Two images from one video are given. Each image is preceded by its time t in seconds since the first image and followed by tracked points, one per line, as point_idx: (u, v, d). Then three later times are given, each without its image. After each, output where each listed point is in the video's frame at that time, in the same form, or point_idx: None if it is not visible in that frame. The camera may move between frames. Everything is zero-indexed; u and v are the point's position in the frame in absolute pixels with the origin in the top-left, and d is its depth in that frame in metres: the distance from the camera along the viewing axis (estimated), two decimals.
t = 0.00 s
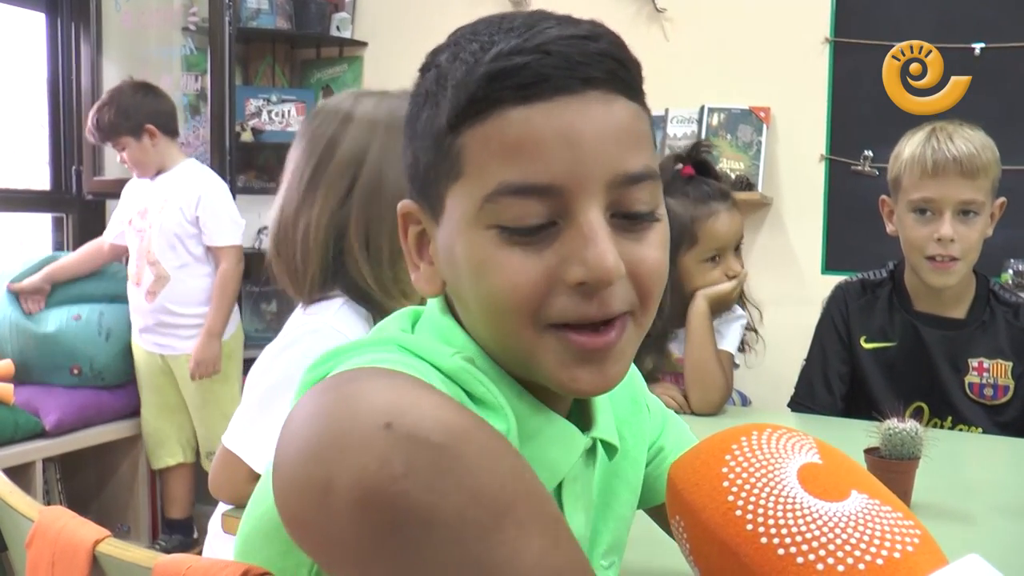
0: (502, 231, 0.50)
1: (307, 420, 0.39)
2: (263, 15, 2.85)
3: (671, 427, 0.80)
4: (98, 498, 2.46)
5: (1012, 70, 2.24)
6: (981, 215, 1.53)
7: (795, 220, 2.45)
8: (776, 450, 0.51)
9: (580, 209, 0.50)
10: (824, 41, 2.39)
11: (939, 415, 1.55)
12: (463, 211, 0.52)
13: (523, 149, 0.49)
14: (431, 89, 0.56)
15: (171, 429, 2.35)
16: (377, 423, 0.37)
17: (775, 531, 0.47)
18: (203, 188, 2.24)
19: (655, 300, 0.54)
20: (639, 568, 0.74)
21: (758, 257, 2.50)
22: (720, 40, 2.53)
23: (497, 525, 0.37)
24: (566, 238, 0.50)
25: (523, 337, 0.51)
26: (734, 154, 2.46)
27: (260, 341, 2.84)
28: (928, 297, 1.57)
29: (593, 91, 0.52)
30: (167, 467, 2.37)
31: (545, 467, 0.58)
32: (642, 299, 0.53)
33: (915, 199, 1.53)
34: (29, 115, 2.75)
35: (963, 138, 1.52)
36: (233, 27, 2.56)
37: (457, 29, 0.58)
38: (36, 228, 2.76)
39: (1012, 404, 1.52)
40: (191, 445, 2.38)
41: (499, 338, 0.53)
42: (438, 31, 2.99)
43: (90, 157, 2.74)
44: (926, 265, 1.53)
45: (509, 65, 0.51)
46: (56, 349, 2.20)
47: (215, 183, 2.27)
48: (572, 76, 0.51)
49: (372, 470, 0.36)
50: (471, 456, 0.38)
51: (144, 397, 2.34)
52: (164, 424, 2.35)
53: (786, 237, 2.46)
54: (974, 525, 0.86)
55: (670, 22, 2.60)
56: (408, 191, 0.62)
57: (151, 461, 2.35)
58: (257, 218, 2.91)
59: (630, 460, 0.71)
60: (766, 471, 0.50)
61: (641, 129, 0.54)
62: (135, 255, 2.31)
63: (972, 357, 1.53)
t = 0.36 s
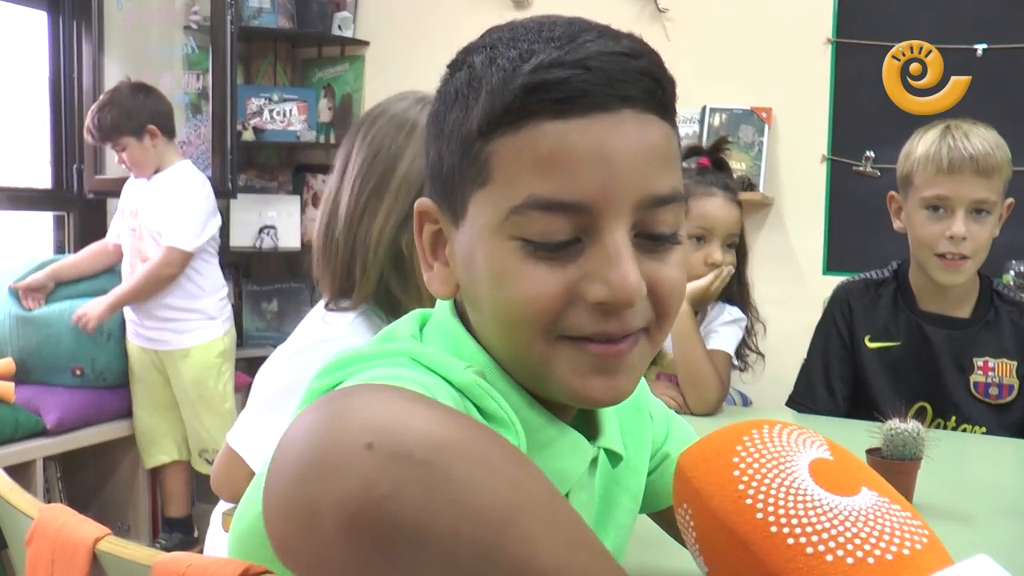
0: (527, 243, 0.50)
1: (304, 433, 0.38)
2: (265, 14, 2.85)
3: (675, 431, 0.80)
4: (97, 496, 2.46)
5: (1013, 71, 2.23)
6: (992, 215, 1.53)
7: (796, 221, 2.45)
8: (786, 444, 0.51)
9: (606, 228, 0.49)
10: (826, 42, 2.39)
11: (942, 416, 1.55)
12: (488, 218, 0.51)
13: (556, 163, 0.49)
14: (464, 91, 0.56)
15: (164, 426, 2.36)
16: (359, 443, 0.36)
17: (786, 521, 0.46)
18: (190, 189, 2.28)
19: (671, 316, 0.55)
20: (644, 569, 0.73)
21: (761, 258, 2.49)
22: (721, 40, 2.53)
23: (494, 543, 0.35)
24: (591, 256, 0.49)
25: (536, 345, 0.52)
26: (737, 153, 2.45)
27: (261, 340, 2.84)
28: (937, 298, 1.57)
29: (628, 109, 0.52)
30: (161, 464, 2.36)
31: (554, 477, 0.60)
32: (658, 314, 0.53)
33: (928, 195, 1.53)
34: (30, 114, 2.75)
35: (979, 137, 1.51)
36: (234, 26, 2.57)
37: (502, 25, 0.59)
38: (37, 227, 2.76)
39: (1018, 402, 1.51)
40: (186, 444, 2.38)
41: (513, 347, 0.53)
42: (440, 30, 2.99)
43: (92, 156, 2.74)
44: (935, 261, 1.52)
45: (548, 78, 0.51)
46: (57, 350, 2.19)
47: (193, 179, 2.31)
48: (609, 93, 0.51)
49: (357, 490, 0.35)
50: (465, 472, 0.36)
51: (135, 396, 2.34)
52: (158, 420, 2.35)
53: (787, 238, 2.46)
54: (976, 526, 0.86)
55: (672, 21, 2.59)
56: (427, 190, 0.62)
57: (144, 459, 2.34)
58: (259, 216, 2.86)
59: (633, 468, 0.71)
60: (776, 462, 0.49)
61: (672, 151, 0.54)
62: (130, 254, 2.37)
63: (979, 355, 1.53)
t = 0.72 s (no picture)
0: (525, 243, 0.49)
1: (279, 446, 0.38)
2: (265, 13, 2.86)
3: (679, 432, 0.80)
4: (98, 496, 2.45)
5: (1013, 70, 2.23)
6: (997, 211, 1.52)
7: (798, 221, 2.45)
8: (780, 447, 0.51)
9: (606, 223, 0.49)
10: (827, 41, 2.38)
11: (946, 415, 1.54)
12: (483, 222, 0.51)
13: (552, 160, 0.49)
14: (450, 94, 0.56)
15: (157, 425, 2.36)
16: (330, 460, 0.35)
17: (780, 528, 0.45)
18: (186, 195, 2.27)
19: (674, 312, 0.54)
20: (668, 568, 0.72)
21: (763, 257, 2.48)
22: (722, 39, 2.52)
23: (481, 551, 0.35)
24: (591, 252, 0.49)
25: (543, 347, 0.51)
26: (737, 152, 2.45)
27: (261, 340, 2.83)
28: (938, 295, 1.57)
29: (622, 99, 0.52)
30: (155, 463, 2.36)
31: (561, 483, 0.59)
32: (661, 309, 0.53)
33: (933, 190, 1.52)
34: (31, 114, 2.75)
35: (985, 133, 1.52)
36: (234, 26, 2.56)
37: (486, 25, 0.58)
38: (37, 227, 2.76)
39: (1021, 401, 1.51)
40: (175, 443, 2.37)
41: (514, 351, 0.52)
42: (441, 29, 2.98)
43: (92, 157, 2.74)
44: (940, 257, 1.51)
45: (539, 74, 0.50)
46: (62, 348, 2.21)
47: (182, 175, 2.30)
48: (601, 85, 0.51)
49: (331, 513, 0.34)
50: (446, 481, 0.35)
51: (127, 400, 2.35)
52: (147, 418, 2.35)
53: (788, 237, 2.45)
54: (978, 527, 0.85)
55: (672, 20, 2.58)
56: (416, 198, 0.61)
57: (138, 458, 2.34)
58: (259, 216, 2.87)
59: (640, 473, 0.71)
60: (770, 467, 0.49)
61: (667, 141, 0.54)
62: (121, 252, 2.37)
63: (982, 354, 1.53)
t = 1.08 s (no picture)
0: (519, 234, 0.49)
1: (272, 444, 0.37)
2: (266, 12, 2.86)
3: (679, 429, 0.79)
4: (98, 495, 2.45)
5: (1014, 69, 2.22)
6: (996, 211, 1.51)
7: (799, 220, 2.44)
8: (792, 455, 0.50)
9: (599, 213, 0.49)
10: (827, 40, 2.38)
11: (945, 413, 1.54)
12: (477, 216, 0.51)
13: (544, 151, 0.49)
14: (444, 90, 0.56)
15: (155, 423, 2.35)
16: (329, 451, 0.35)
17: (790, 531, 0.45)
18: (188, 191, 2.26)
19: (672, 306, 0.54)
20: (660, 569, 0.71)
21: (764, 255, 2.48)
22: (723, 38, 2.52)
23: (481, 552, 0.34)
24: (585, 242, 0.49)
25: (544, 342, 0.50)
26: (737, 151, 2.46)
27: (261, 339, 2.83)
28: (936, 295, 1.56)
29: (614, 92, 0.52)
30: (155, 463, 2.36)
31: (559, 478, 0.59)
32: (659, 303, 0.52)
33: (931, 191, 1.51)
34: (31, 113, 2.75)
35: (981, 132, 1.51)
36: (234, 25, 2.56)
37: (477, 23, 0.59)
38: (37, 225, 2.75)
39: (1020, 401, 1.51)
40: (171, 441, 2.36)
41: (512, 344, 0.52)
42: (442, 28, 2.98)
43: (93, 155, 2.73)
44: (941, 260, 1.51)
45: (531, 67, 0.50)
46: (62, 347, 2.22)
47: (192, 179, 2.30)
48: (593, 78, 0.51)
49: (328, 506, 0.34)
50: (441, 475, 0.35)
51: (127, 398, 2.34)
52: (145, 416, 2.34)
53: (788, 236, 2.45)
54: (980, 526, 0.85)
55: (673, 19, 2.58)
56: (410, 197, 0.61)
57: (138, 457, 2.34)
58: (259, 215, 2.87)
59: (639, 470, 0.70)
60: (781, 473, 0.48)
61: (659, 133, 0.54)
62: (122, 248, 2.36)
63: (981, 353, 1.52)
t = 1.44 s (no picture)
0: (514, 228, 0.49)
1: (283, 433, 0.37)
2: (267, 12, 2.84)
3: (678, 427, 0.79)
4: (100, 493, 2.45)
5: (1014, 69, 2.22)
6: (986, 207, 1.51)
7: (799, 218, 2.44)
8: (806, 435, 0.50)
9: (592, 205, 0.49)
10: (828, 38, 2.38)
11: (943, 410, 1.54)
12: (472, 211, 0.51)
13: (536, 145, 0.49)
14: (438, 88, 0.56)
15: (166, 424, 2.35)
16: (341, 442, 0.35)
17: (804, 509, 0.45)
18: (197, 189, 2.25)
19: (668, 299, 0.54)
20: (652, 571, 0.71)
21: (765, 253, 2.48)
22: (723, 37, 2.52)
23: (489, 547, 0.34)
24: (579, 235, 0.49)
25: (539, 338, 0.50)
26: (739, 151, 2.44)
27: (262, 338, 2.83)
28: (932, 291, 1.56)
29: (606, 87, 0.52)
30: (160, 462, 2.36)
31: (556, 475, 0.58)
32: (655, 297, 0.52)
33: (922, 190, 1.51)
34: (32, 112, 2.75)
35: (970, 131, 1.51)
36: (235, 24, 2.56)
37: (470, 23, 0.59)
38: (38, 224, 2.75)
39: (1018, 396, 1.51)
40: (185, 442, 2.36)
41: (508, 339, 0.52)
42: (444, 28, 2.98)
43: (94, 154, 2.74)
44: (933, 258, 1.51)
45: (523, 61, 0.51)
46: (62, 347, 2.23)
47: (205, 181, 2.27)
48: (585, 72, 0.52)
49: (339, 495, 0.34)
50: (452, 472, 0.35)
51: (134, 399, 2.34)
52: (153, 417, 2.34)
53: (789, 234, 2.45)
54: (980, 523, 0.85)
55: (674, 18, 2.58)
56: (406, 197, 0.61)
57: (144, 457, 2.35)
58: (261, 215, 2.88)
59: (638, 469, 0.70)
60: (795, 452, 0.48)
61: (652, 129, 0.54)
62: (132, 247, 2.36)
63: (978, 350, 1.52)
